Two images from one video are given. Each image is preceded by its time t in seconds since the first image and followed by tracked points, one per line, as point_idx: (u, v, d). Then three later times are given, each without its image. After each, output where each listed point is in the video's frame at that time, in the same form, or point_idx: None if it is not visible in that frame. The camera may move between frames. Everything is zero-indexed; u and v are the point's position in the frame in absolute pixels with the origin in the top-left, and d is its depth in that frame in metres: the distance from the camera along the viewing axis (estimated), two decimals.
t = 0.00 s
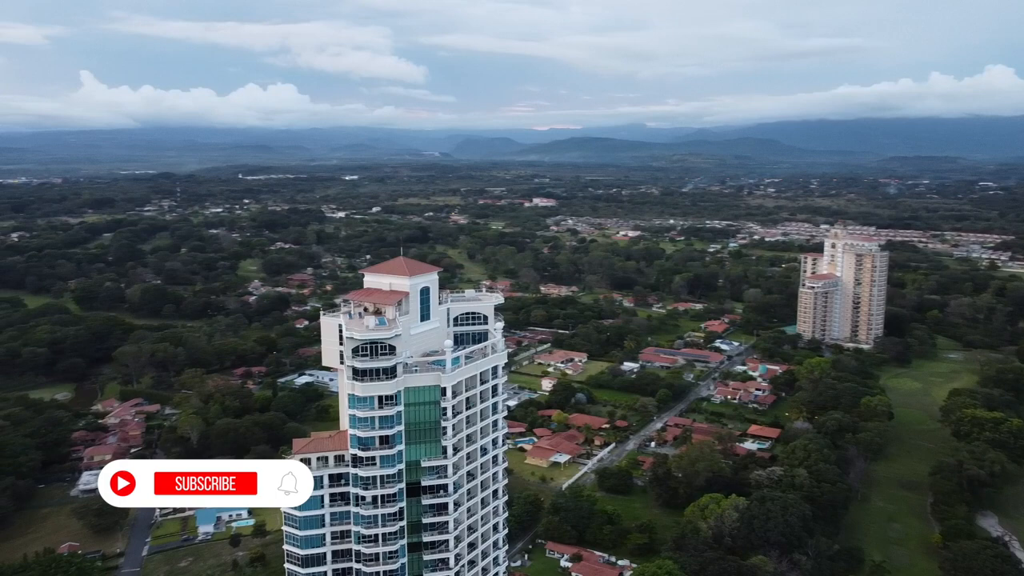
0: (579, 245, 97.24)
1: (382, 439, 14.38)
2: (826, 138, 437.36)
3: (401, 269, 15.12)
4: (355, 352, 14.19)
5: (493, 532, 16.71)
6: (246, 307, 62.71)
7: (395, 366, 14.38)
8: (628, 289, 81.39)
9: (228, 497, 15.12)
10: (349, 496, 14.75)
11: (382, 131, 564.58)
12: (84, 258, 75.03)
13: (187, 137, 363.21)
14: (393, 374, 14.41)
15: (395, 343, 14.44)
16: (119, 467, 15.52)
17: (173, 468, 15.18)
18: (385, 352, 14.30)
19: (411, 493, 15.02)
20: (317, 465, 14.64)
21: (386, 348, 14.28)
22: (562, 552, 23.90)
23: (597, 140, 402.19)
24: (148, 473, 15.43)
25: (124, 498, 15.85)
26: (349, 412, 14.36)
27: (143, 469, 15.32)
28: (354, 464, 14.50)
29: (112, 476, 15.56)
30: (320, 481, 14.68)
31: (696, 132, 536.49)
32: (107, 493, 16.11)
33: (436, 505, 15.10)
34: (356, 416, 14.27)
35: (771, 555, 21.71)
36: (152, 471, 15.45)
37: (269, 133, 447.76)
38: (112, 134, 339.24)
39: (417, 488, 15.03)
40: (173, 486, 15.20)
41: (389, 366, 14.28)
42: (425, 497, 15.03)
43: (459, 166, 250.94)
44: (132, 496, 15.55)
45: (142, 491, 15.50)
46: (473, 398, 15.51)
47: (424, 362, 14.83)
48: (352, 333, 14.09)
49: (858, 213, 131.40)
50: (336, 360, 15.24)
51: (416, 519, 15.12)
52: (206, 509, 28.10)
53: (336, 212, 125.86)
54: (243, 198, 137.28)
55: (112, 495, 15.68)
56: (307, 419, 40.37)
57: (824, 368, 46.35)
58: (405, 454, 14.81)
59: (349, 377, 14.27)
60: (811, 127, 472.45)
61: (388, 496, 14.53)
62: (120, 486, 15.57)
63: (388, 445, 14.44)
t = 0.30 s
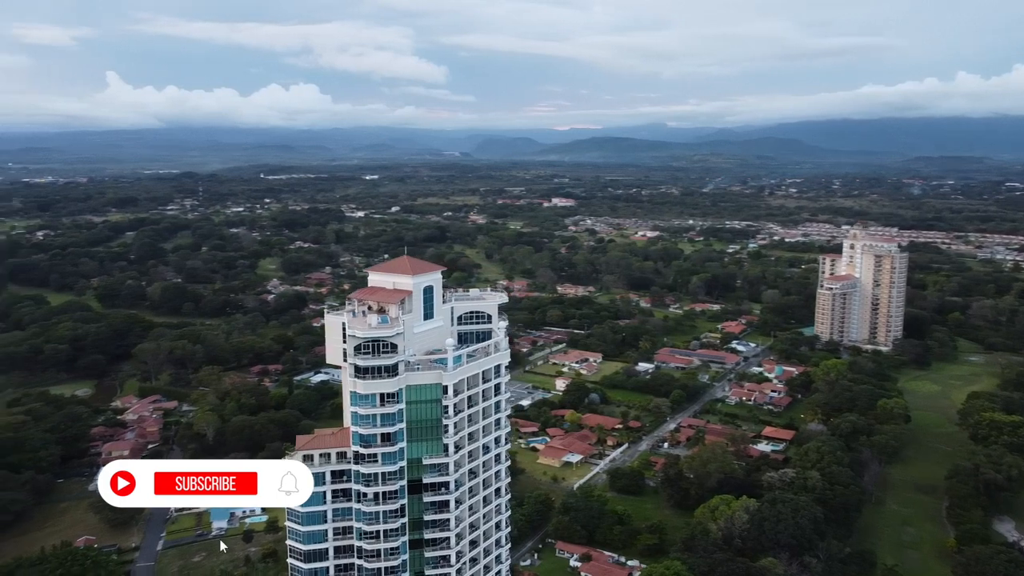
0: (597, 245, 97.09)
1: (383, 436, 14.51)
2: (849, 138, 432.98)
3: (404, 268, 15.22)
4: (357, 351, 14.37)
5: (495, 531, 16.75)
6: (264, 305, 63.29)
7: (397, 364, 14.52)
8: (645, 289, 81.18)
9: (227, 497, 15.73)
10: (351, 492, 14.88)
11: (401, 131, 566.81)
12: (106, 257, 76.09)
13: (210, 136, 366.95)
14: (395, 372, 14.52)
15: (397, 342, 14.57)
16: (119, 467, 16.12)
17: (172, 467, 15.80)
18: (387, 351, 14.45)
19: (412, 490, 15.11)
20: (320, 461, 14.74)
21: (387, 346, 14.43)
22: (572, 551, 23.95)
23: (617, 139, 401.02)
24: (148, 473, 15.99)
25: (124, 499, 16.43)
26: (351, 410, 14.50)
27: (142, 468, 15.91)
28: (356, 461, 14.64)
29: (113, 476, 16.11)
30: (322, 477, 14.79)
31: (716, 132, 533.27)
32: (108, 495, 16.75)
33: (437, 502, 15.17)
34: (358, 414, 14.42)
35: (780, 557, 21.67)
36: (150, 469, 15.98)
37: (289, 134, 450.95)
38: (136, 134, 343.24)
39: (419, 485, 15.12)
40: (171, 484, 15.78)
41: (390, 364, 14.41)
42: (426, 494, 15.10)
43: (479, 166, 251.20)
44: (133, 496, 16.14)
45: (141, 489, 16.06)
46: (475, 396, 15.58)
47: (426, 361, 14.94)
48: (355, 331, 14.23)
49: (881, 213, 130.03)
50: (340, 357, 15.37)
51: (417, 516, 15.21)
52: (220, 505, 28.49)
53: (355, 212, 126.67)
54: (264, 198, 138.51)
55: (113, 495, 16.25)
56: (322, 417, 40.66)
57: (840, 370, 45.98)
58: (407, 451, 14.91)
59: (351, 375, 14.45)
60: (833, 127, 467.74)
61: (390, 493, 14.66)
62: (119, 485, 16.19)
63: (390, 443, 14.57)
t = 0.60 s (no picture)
0: (613, 245, 96.84)
1: (383, 434, 14.63)
2: (869, 138, 428.96)
3: (405, 267, 15.29)
4: (357, 348, 14.49)
5: (496, 529, 16.80)
6: (280, 304, 63.73)
7: (397, 362, 14.62)
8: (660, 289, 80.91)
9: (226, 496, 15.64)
10: (351, 489, 15.07)
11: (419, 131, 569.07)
12: (126, 255, 76.95)
13: (230, 136, 370.26)
14: (394, 370, 14.64)
15: (396, 340, 14.66)
16: (118, 467, 15.88)
17: (173, 467, 15.65)
18: (387, 348, 14.56)
19: (412, 488, 15.21)
20: (320, 458, 15.00)
21: (387, 344, 14.54)
22: (579, 551, 23.97)
23: (635, 139, 399.87)
24: (149, 473, 15.86)
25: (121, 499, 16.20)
26: (351, 407, 14.63)
27: (144, 468, 15.78)
28: (356, 458, 14.79)
29: (111, 475, 15.83)
30: (322, 474, 15.01)
31: (735, 133, 530.30)
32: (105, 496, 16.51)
33: (437, 499, 15.27)
34: (358, 411, 14.55)
35: (789, 560, 21.59)
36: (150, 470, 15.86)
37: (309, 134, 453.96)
38: (158, 133, 346.82)
39: (418, 482, 15.22)
40: (171, 485, 15.63)
41: (390, 362, 14.52)
42: (426, 492, 15.20)
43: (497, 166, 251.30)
44: (132, 496, 15.94)
45: (141, 490, 15.89)
46: (476, 394, 15.65)
47: (427, 359, 15.04)
48: (355, 330, 14.35)
49: (901, 214, 128.73)
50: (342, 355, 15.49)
51: (417, 514, 15.31)
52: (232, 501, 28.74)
53: (372, 212, 127.25)
54: (283, 197, 139.50)
55: (111, 495, 16.00)
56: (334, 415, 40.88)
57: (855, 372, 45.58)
58: (406, 448, 15.01)
59: (351, 372, 14.59)
60: (854, 128, 463.27)
61: (389, 490, 14.76)
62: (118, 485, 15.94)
63: (390, 440, 14.67)
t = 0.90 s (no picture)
0: (628, 245, 96.66)
1: (382, 432, 14.73)
2: (887, 138, 425.44)
3: (405, 266, 15.35)
4: (356, 346, 14.57)
5: (495, 528, 16.83)
6: (293, 303, 64.10)
7: (394, 360, 14.72)
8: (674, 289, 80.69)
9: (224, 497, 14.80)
10: (349, 486, 15.26)
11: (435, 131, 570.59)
12: (143, 254, 77.69)
13: (249, 137, 373.10)
14: (392, 369, 14.72)
15: (394, 338, 14.76)
16: (118, 467, 15.45)
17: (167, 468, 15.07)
18: (385, 347, 14.66)
19: (410, 485, 15.30)
20: (319, 455, 15.22)
21: (386, 342, 14.65)
22: (585, 551, 23.98)
23: (651, 139, 399.00)
24: (149, 473, 15.38)
25: (121, 499, 15.75)
26: (349, 404, 14.73)
27: (142, 469, 15.31)
28: (354, 455, 14.89)
29: (111, 475, 15.50)
30: (320, 471, 15.24)
31: (751, 133, 527.88)
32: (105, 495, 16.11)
33: (435, 497, 15.36)
34: (356, 408, 14.65)
35: (796, 561, 21.49)
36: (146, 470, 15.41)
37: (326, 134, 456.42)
38: (178, 134, 350.23)
39: (416, 480, 15.31)
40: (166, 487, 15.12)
41: (388, 360, 14.62)
42: (424, 489, 15.30)
43: (512, 166, 251.36)
44: (131, 496, 15.48)
45: (139, 490, 15.40)
46: (473, 392, 15.70)
47: (424, 357, 15.15)
48: (353, 328, 14.46)
49: (920, 214, 127.60)
50: (340, 351, 15.60)
51: (415, 511, 15.39)
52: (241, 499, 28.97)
53: (387, 211, 127.73)
54: (299, 197, 140.42)
55: (113, 496, 15.62)
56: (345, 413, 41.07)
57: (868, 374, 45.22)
58: (404, 446, 15.10)
59: (349, 370, 14.68)
60: (872, 127, 459.60)
61: (387, 487, 14.87)
62: (118, 484, 15.51)
63: (387, 437, 14.77)
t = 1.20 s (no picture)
0: (642, 246, 96.37)
1: (379, 429, 14.84)
2: (906, 139, 421.50)
3: (404, 265, 15.43)
4: (354, 345, 14.69)
5: (494, 525, 16.92)
6: (306, 301, 64.47)
7: (392, 358, 14.82)
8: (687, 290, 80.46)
9: (218, 496, 15.46)
10: (348, 483, 15.38)
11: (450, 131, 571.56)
12: (159, 253, 78.41)
13: (265, 137, 375.28)
14: (390, 367, 14.82)
15: (393, 336, 14.87)
16: (118, 467, 16.19)
17: (166, 469, 15.72)
18: (383, 345, 14.76)
19: (408, 483, 15.41)
20: (318, 452, 15.31)
21: (384, 341, 14.74)
22: (591, 551, 24.01)
23: (667, 139, 397.46)
24: (148, 473, 16.05)
25: (122, 498, 16.47)
26: (347, 402, 14.82)
27: (141, 469, 16.01)
28: (352, 453, 14.99)
29: (112, 476, 16.22)
30: (319, 468, 15.35)
31: (767, 133, 524.84)
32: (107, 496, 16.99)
33: (432, 495, 15.47)
34: (354, 406, 14.75)
35: (801, 563, 21.45)
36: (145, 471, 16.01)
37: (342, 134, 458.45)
38: (195, 134, 352.90)
39: (414, 478, 15.42)
40: (164, 488, 15.71)
41: (386, 358, 14.72)
42: (422, 487, 15.41)
43: (527, 166, 251.16)
44: (132, 497, 16.23)
45: (139, 490, 16.14)
46: (472, 391, 15.78)
47: (422, 356, 15.21)
48: (351, 326, 14.57)
49: (938, 215, 126.21)
50: (339, 350, 15.68)
51: (413, 508, 15.52)
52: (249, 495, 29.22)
53: (401, 211, 128.12)
54: (315, 197, 141.13)
55: (115, 496, 16.40)
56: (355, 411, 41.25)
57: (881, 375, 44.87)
58: (402, 444, 15.21)
59: (347, 368, 14.81)
60: (890, 127, 455.53)
61: (385, 484, 14.99)
62: (118, 485, 16.30)
63: (385, 435, 14.88)
